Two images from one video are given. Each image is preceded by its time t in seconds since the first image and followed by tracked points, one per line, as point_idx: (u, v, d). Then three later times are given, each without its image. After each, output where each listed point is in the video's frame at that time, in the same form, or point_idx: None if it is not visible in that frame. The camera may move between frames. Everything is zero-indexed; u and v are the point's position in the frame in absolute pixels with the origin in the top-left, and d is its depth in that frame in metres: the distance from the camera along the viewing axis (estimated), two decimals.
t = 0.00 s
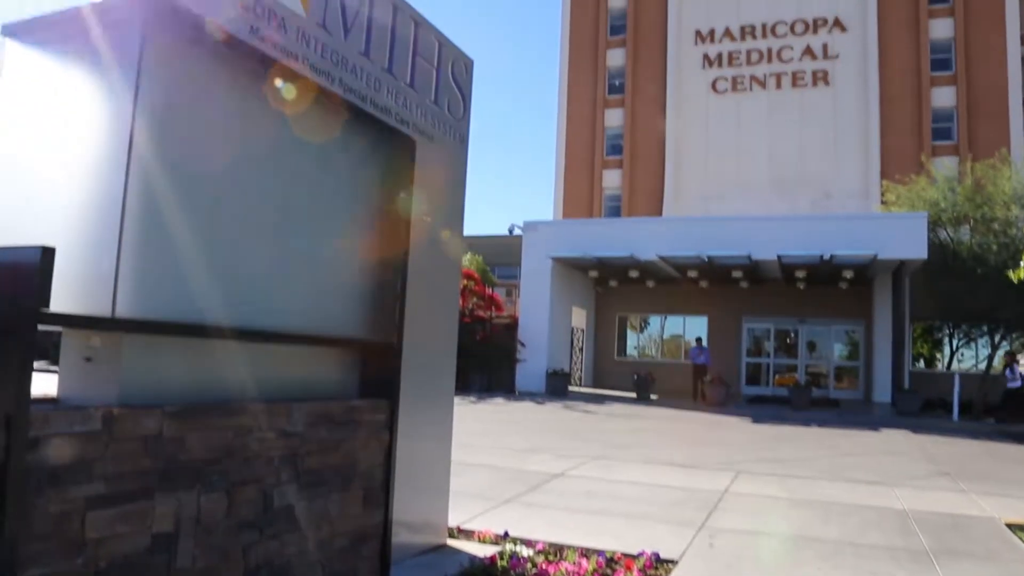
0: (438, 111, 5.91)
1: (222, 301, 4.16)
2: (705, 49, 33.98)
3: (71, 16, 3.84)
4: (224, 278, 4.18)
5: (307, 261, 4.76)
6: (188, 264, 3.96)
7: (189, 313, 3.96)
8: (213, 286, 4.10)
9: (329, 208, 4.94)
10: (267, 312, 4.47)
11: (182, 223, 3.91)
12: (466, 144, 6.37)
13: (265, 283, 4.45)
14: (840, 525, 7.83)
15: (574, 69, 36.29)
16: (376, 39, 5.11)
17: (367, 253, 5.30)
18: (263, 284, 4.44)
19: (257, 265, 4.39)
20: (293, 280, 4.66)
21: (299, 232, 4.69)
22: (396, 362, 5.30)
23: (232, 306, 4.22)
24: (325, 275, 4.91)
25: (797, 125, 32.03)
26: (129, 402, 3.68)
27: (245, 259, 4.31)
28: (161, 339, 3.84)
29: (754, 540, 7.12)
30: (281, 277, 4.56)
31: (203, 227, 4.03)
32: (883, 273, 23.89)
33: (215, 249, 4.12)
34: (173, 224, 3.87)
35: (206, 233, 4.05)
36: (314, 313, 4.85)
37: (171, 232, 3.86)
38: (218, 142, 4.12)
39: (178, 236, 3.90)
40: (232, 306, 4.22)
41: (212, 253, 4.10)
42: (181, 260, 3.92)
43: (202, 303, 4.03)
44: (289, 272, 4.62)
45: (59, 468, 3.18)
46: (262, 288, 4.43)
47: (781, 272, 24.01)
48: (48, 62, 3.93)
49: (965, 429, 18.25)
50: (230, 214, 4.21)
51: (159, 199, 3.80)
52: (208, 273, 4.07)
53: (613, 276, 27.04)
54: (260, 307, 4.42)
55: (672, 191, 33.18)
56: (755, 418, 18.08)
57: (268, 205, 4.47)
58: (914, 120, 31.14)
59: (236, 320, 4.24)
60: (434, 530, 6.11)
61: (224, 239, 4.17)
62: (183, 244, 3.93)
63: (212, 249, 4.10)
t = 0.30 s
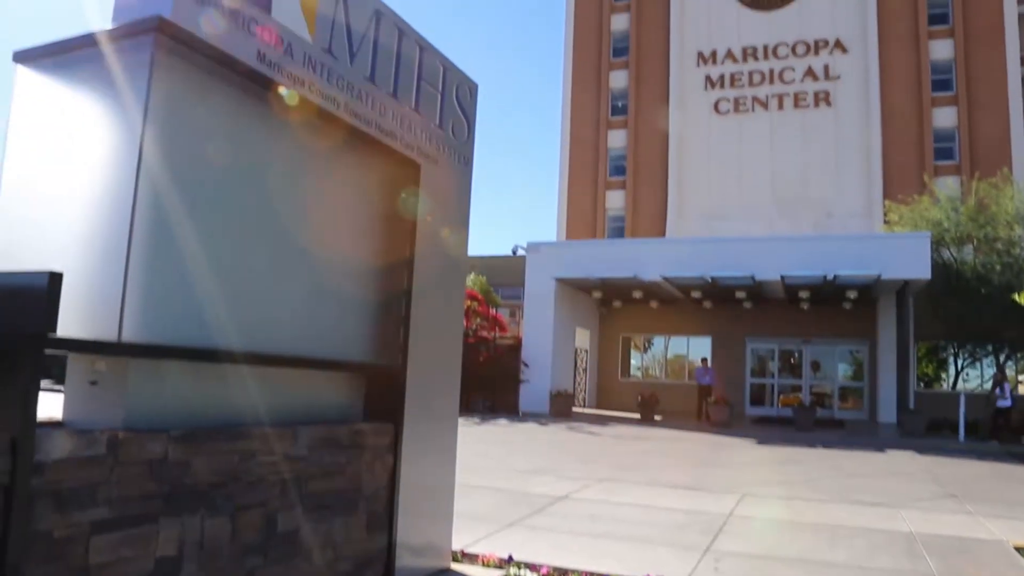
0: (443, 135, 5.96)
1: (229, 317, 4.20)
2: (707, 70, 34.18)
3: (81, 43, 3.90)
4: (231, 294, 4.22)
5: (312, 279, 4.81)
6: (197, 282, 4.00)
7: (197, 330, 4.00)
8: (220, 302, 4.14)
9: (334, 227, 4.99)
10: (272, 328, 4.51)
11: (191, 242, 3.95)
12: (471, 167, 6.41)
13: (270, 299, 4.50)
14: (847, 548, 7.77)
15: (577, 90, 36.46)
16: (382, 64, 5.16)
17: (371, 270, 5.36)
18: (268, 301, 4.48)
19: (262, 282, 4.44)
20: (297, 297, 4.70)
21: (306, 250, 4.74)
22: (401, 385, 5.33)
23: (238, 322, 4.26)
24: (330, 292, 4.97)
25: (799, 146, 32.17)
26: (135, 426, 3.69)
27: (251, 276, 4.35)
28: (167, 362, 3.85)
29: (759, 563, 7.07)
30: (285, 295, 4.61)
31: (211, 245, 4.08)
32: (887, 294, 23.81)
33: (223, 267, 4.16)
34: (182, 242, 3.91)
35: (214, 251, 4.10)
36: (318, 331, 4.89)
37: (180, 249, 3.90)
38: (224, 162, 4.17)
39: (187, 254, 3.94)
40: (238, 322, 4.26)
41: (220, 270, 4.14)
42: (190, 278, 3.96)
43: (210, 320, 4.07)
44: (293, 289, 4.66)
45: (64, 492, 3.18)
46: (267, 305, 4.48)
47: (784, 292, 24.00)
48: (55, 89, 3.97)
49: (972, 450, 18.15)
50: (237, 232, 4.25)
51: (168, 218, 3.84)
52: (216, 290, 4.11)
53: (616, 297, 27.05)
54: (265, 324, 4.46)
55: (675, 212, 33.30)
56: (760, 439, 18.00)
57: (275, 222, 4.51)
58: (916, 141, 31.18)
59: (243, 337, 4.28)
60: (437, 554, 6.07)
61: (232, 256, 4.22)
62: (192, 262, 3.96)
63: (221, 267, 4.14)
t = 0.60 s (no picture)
0: (447, 157, 5.99)
1: (233, 331, 4.21)
2: (708, 91, 34.32)
3: (89, 68, 3.95)
4: (236, 308, 4.23)
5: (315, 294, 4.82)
6: (202, 296, 4.01)
7: (201, 347, 4.01)
8: (224, 315, 4.15)
9: (337, 242, 5.01)
10: (275, 342, 4.52)
11: (196, 256, 3.96)
12: (474, 190, 6.44)
13: (273, 313, 4.51)
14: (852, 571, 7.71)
15: (579, 111, 36.62)
16: (386, 88, 5.21)
17: (374, 287, 5.38)
18: (271, 315, 4.49)
19: (266, 296, 4.45)
20: (301, 311, 4.72)
21: (309, 265, 4.76)
22: (404, 407, 5.34)
23: (242, 334, 4.27)
24: (332, 308, 4.98)
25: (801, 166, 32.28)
26: (138, 450, 3.68)
27: (255, 289, 4.36)
28: (171, 386, 3.85)
29: None
30: (288, 309, 4.62)
31: (216, 259, 4.09)
32: (890, 314, 23.75)
33: (228, 281, 4.17)
34: (188, 258, 3.92)
35: (219, 264, 4.11)
36: (321, 347, 4.90)
37: (185, 263, 3.91)
38: (229, 177, 4.20)
39: (192, 268, 3.95)
40: (242, 336, 4.27)
41: (225, 283, 4.15)
42: (194, 292, 3.97)
43: (214, 334, 4.08)
44: (296, 305, 4.68)
45: (66, 517, 3.17)
46: (271, 319, 4.49)
47: (787, 312, 23.98)
48: (63, 114, 4.02)
49: (977, 471, 18.04)
50: (242, 246, 4.27)
51: (174, 233, 3.86)
52: (220, 304, 4.12)
53: (619, 317, 27.05)
54: (268, 338, 4.47)
55: (677, 233, 33.42)
56: (764, 460, 17.91)
57: (279, 237, 4.54)
58: (917, 162, 31.29)
59: (247, 351, 4.29)
60: None
61: (236, 269, 4.23)
62: (197, 277, 3.97)
63: (225, 280, 4.16)
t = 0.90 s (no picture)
0: (450, 179, 6.03)
1: (235, 342, 4.21)
2: (708, 112, 34.48)
3: (98, 94, 3.99)
4: (238, 320, 4.24)
5: (315, 307, 4.84)
6: (204, 309, 4.02)
7: (203, 361, 4.01)
8: (226, 327, 4.16)
9: (339, 256, 5.03)
10: (275, 354, 4.52)
11: (197, 267, 3.97)
12: (477, 212, 6.47)
13: (274, 326, 4.52)
14: None
15: (580, 132, 36.82)
16: (389, 111, 5.26)
17: (374, 303, 5.40)
18: (272, 326, 4.50)
19: (267, 307, 4.46)
20: (301, 324, 4.73)
21: (310, 277, 4.78)
22: (406, 429, 5.34)
23: (243, 345, 4.28)
24: (333, 322, 4.99)
25: (802, 186, 32.34)
26: (140, 473, 3.68)
27: (256, 301, 4.37)
28: (173, 411, 3.86)
29: None
30: (289, 322, 4.63)
31: (219, 270, 4.11)
32: (893, 333, 23.69)
33: (230, 293, 4.18)
34: (192, 275, 3.94)
35: (222, 276, 4.13)
36: (321, 360, 4.91)
37: (187, 276, 3.92)
38: (232, 190, 4.23)
39: (196, 282, 3.96)
40: (243, 349, 4.28)
41: (228, 293, 4.17)
42: (197, 305, 3.97)
43: (216, 347, 4.09)
44: (297, 319, 4.69)
45: (67, 541, 3.16)
46: (271, 331, 4.50)
47: (790, 332, 23.96)
48: (71, 139, 4.07)
49: (982, 491, 17.92)
50: (244, 257, 4.29)
51: (177, 247, 3.87)
52: (222, 316, 4.13)
53: (621, 338, 27.03)
54: (268, 350, 4.47)
55: (679, 253, 33.49)
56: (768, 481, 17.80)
57: (281, 249, 4.56)
58: (917, 182, 31.37)
59: (248, 363, 4.29)
60: None
61: (238, 281, 4.24)
62: (200, 290, 3.99)
63: (228, 291, 4.17)
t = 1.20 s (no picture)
0: (451, 201, 6.07)
1: (235, 354, 4.21)
2: (708, 131, 34.63)
3: (105, 120, 4.03)
4: (238, 333, 4.24)
5: (316, 321, 4.85)
6: (205, 322, 4.03)
7: (203, 377, 4.01)
8: (227, 339, 4.16)
9: (340, 273, 5.05)
10: (275, 367, 4.52)
11: (199, 282, 3.98)
12: (478, 232, 6.49)
13: (274, 339, 4.52)
14: None
15: (580, 152, 36.99)
16: (391, 133, 5.30)
17: (375, 321, 5.41)
18: (273, 339, 4.51)
19: (267, 321, 4.47)
20: (301, 338, 4.73)
21: (310, 291, 4.80)
22: (408, 451, 5.34)
23: (244, 357, 4.28)
24: (334, 336, 5.00)
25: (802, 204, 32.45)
26: (140, 495, 3.67)
27: (256, 314, 4.38)
28: (174, 434, 3.86)
29: None
30: (289, 336, 4.63)
31: (220, 282, 4.12)
32: (894, 351, 23.64)
33: (230, 307, 4.19)
34: (194, 291, 3.96)
35: (222, 287, 4.13)
36: (322, 374, 4.90)
37: (189, 293, 3.93)
38: (235, 206, 4.25)
39: (197, 296, 3.97)
40: (243, 361, 4.28)
41: (229, 307, 4.18)
42: (198, 319, 3.98)
43: (217, 361, 4.10)
44: (297, 333, 4.69)
45: (67, 564, 3.15)
46: (271, 344, 4.50)
47: (791, 351, 23.93)
48: (77, 163, 4.11)
49: (986, 511, 17.81)
50: (245, 270, 4.30)
51: (180, 263, 3.89)
52: (223, 328, 4.14)
53: (623, 357, 27.01)
54: (268, 363, 4.47)
55: (679, 272, 33.55)
56: (770, 501, 17.71)
57: (281, 263, 4.57)
58: (917, 202, 31.43)
59: (248, 375, 4.29)
60: None
61: (239, 294, 4.25)
62: (202, 304, 4.00)
63: (230, 303, 4.18)
